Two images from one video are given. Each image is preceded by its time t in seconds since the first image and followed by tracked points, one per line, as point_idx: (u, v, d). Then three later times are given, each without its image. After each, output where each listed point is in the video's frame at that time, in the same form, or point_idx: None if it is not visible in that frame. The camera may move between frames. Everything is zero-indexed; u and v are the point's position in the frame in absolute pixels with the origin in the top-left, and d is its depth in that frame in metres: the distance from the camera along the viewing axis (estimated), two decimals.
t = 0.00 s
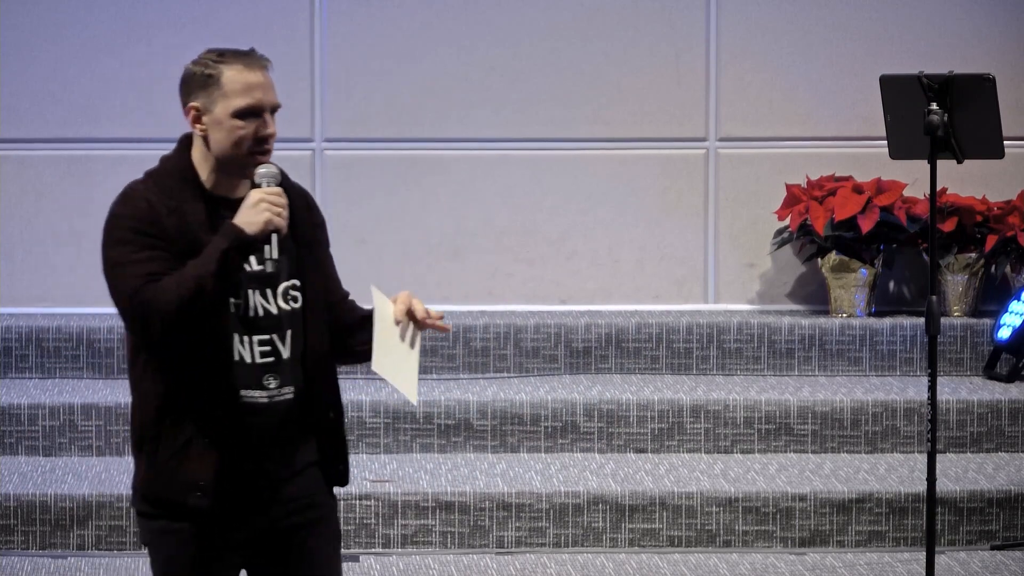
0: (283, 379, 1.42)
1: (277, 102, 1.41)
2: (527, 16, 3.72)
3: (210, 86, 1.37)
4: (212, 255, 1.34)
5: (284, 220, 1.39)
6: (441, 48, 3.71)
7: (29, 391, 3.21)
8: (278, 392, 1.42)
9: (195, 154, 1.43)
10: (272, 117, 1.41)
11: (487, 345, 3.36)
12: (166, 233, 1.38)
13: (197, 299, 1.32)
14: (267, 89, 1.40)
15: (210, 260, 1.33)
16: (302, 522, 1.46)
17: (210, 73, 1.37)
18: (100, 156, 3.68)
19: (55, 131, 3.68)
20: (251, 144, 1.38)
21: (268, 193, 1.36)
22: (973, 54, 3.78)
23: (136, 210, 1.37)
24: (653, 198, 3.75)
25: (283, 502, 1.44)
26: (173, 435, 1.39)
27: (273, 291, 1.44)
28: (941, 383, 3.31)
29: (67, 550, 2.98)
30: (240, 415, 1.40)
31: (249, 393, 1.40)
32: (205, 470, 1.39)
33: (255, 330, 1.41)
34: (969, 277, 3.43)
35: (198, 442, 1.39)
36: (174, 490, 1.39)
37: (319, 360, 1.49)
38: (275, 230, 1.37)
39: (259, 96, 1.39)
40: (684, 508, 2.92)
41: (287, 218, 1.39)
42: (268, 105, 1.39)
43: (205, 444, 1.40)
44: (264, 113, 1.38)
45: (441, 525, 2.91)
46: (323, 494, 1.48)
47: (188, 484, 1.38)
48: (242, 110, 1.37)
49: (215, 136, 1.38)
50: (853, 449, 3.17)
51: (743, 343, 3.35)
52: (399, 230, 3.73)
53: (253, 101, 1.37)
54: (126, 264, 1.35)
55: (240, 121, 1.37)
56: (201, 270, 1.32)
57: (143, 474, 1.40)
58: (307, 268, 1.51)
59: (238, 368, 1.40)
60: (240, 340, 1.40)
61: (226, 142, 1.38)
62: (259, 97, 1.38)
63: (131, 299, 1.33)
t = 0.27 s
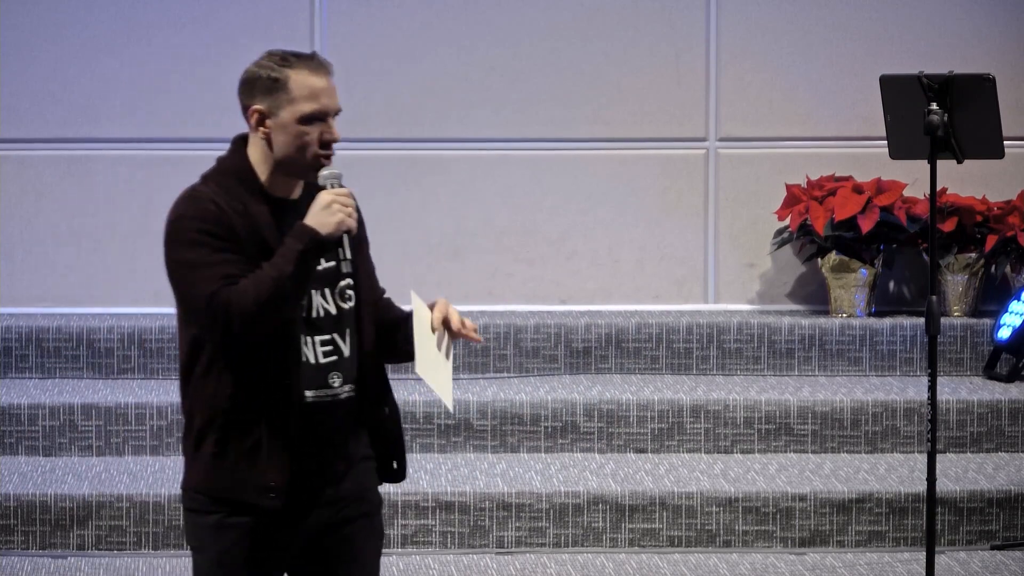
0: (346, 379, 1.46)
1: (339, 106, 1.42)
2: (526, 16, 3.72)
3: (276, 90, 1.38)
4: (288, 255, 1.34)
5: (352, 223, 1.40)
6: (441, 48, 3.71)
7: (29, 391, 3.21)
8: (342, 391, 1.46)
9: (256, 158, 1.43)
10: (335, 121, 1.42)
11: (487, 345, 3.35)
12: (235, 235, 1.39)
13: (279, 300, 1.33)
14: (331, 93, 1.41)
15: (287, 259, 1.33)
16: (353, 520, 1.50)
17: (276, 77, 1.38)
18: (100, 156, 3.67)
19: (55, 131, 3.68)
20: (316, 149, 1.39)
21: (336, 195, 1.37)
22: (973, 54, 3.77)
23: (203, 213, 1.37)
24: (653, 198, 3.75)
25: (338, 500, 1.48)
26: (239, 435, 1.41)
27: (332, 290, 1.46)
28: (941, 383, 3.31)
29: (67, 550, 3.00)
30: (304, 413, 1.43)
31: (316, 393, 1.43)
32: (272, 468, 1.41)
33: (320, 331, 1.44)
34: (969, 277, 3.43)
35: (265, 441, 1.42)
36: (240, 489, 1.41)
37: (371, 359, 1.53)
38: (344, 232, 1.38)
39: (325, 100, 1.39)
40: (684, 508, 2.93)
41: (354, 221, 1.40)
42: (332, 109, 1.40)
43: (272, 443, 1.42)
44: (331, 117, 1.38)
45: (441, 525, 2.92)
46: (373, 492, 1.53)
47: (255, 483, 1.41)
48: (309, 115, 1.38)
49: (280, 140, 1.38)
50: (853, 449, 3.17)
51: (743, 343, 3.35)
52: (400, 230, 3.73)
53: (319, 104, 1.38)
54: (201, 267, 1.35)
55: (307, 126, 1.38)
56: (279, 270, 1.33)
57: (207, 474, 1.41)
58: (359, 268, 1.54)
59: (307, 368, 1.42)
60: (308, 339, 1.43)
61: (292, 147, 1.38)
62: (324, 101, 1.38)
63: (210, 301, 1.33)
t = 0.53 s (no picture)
0: (374, 374, 1.49)
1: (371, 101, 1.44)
2: (527, 16, 3.72)
3: (310, 85, 1.39)
4: (324, 251, 1.35)
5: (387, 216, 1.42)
6: (441, 48, 3.71)
7: (29, 391, 3.21)
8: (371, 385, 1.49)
9: (290, 153, 1.44)
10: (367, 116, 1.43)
11: (487, 345, 3.35)
12: (270, 230, 1.40)
13: (317, 294, 1.34)
14: (364, 88, 1.42)
15: (323, 255, 1.35)
16: (374, 518, 1.51)
17: (310, 72, 1.39)
18: (99, 155, 3.67)
19: (55, 130, 3.68)
20: (350, 142, 1.40)
21: (373, 190, 1.39)
22: (974, 54, 3.77)
23: (240, 207, 1.38)
24: (652, 197, 3.75)
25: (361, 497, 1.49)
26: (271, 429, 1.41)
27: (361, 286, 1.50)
28: (941, 383, 3.31)
29: (67, 550, 3.00)
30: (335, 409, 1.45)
31: (346, 387, 1.46)
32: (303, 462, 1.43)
33: (351, 324, 1.48)
34: (969, 277, 3.42)
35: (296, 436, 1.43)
36: (271, 483, 1.41)
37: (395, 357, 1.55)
38: (381, 224, 1.40)
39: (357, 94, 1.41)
40: (684, 508, 2.93)
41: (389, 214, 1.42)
42: (365, 104, 1.41)
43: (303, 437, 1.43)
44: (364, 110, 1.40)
45: (441, 525, 2.92)
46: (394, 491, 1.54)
47: (286, 477, 1.42)
48: (343, 109, 1.39)
49: (315, 135, 1.40)
50: (853, 449, 3.17)
51: (743, 343, 3.35)
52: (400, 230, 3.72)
53: (352, 99, 1.39)
54: (239, 261, 1.36)
55: (341, 119, 1.39)
56: (317, 265, 1.34)
57: (236, 468, 1.41)
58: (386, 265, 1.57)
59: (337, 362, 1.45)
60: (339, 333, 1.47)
61: (326, 141, 1.40)
62: (357, 94, 1.40)
63: (248, 295, 1.34)
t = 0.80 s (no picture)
0: (396, 371, 1.49)
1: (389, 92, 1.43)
2: (542, 17, 3.73)
3: (326, 79, 1.39)
4: (348, 243, 1.35)
5: (408, 208, 1.41)
6: (457, 49, 3.72)
7: (46, 391, 3.22)
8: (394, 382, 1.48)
9: (311, 148, 1.45)
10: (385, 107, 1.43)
11: (504, 345, 3.35)
12: (295, 225, 1.40)
13: (341, 286, 1.34)
14: (380, 79, 1.42)
15: (347, 246, 1.35)
16: (395, 517, 1.50)
17: (325, 65, 1.39)
18: (114, 155, 3.67)
19: (69, 131, 3.68)
20: (368, 134, 1.40)
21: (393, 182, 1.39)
22: (989, 54, 3.78)
23: (264, 201, 1.38)
24: (668, 198, 3.75)
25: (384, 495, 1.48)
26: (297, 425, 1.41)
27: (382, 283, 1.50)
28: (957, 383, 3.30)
29: (84, 550, 3.00)
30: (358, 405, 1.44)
31: (369, 383, 1.46)
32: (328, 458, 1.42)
33: (373, 321, 1.48)
34: (986, 276, 3.39)
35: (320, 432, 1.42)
36: (296, 479, 1.41)
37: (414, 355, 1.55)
38: (401, 216, 1.39)
39: (374, 85, 1.40)
40: (702, 508, 2.93)
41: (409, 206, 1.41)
42: (381, 95, 1.41)
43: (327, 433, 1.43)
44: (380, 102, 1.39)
45: (459, 524, 2.92)
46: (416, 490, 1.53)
47: (311, 474, 1.41)
48: (359, 101, 1.39)
49: (332, 128, 1.40)
50: (871, 449, 3.17)
51: (760, 343, 3.35)
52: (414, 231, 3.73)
53: (368, 91, 1.39)
54: (264, 255, 1.36)
55: (357, 111, 1.39)
56: (341, 257, 1.34)
57: (260, 463, 1.41)
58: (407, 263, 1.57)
59: (361, 358, 1.45)
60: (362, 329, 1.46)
61: (343, 134, 1.39)
62: (373, 86, 1.40)
63: (274, 288, 1.34)
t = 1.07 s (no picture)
0: (391, 369, 1.49)
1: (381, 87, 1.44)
2: (544, 16, 3.72)
3: (317, 76, 1.39)
4: (346, 239, 1.35)
5: (405, 202, 1.41)
6: (459, 48, 3.71)
7: (48, 391, 3.21)
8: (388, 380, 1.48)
9: (304, 147, 1.44)
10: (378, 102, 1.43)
11: (506, 345, 3.35)
12: (292, 222, 1.40)
13: (341, 282, 1.34)
14: (371, 75, 1.42)
15: (345, 242, 1.35)
16: (389, 516, 1.51)
17: (316, 62, 1.40)
18: (117, 156, 3.66)
19: (70, 131, 3.67)
20: (362, 129, 1.40)
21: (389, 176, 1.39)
22: (992, 54, 3.77)
23: (261, 198, 1.38)
24: (670, 197, 3.75)
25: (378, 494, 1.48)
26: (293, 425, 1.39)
27: (376, 282, 1.50)
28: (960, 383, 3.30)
29: (85, 550, 3.00)
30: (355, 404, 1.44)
31: (366, 382, 1.45)
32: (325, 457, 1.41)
33: (370, 319, 1.47)
34: (988, 276, 3.39)
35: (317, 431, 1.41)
36: (293, 478, 1.40)
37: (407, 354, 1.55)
38: (399, 210, 1.39)
39: (365, 80, 1.41)
40: (704, 508, 2.93)
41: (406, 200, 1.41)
42: (373, 90, 1.41)
43: (323, 432, 1.42)
44: (372, 96, 1.39)
45: (461, 525, 2.92)
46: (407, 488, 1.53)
47: (309, 473, 1.40)
48: (351, 96, 1.39)
49: (325, 125, 1.40)
50: (873, 449, 3.17)
51: (762, 343, 3.35)
52: (416, 230, 3.72)
53: (361, 85, 1.39)
54: (262, 252, 1.35)
55: (350, 107, 1.39)
56: (340, 253, 1.34)
57: (257, 464, 1.39)
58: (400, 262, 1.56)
59: (357, 357, 1.44)
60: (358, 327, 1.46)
61: (337, 130, 1.39)
62: (365, 82, 1.40)
63: (273, 285, 1.33)
